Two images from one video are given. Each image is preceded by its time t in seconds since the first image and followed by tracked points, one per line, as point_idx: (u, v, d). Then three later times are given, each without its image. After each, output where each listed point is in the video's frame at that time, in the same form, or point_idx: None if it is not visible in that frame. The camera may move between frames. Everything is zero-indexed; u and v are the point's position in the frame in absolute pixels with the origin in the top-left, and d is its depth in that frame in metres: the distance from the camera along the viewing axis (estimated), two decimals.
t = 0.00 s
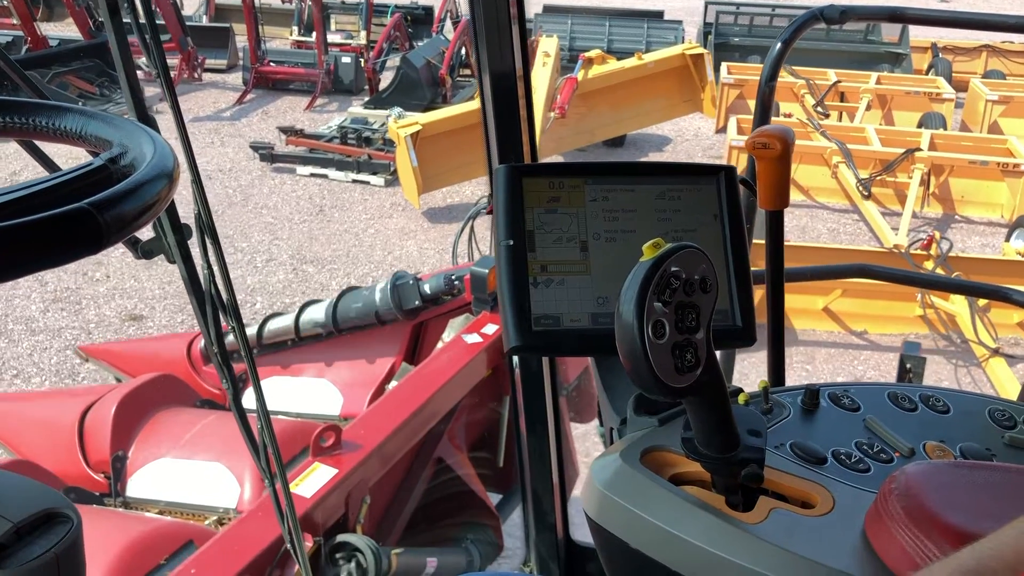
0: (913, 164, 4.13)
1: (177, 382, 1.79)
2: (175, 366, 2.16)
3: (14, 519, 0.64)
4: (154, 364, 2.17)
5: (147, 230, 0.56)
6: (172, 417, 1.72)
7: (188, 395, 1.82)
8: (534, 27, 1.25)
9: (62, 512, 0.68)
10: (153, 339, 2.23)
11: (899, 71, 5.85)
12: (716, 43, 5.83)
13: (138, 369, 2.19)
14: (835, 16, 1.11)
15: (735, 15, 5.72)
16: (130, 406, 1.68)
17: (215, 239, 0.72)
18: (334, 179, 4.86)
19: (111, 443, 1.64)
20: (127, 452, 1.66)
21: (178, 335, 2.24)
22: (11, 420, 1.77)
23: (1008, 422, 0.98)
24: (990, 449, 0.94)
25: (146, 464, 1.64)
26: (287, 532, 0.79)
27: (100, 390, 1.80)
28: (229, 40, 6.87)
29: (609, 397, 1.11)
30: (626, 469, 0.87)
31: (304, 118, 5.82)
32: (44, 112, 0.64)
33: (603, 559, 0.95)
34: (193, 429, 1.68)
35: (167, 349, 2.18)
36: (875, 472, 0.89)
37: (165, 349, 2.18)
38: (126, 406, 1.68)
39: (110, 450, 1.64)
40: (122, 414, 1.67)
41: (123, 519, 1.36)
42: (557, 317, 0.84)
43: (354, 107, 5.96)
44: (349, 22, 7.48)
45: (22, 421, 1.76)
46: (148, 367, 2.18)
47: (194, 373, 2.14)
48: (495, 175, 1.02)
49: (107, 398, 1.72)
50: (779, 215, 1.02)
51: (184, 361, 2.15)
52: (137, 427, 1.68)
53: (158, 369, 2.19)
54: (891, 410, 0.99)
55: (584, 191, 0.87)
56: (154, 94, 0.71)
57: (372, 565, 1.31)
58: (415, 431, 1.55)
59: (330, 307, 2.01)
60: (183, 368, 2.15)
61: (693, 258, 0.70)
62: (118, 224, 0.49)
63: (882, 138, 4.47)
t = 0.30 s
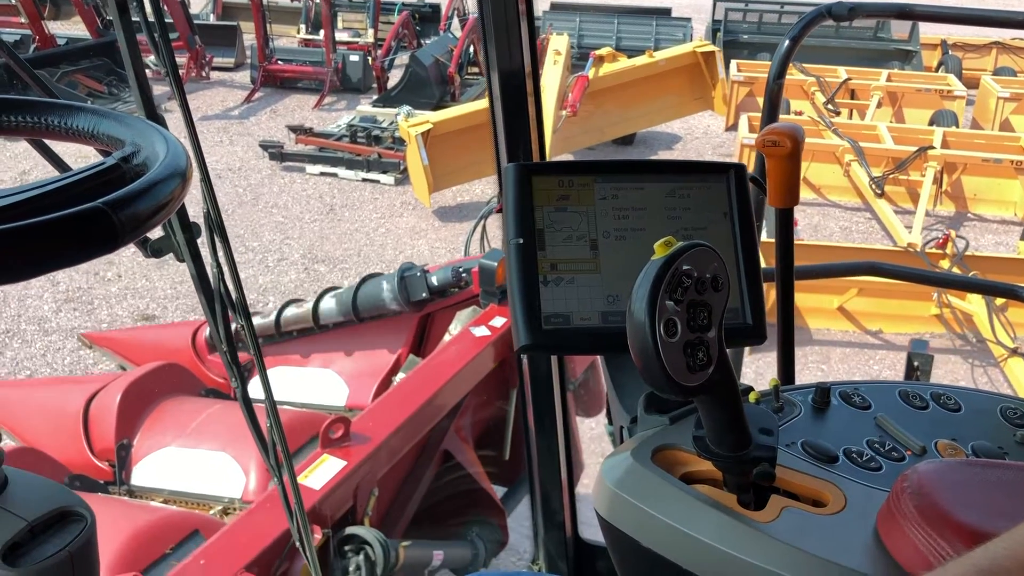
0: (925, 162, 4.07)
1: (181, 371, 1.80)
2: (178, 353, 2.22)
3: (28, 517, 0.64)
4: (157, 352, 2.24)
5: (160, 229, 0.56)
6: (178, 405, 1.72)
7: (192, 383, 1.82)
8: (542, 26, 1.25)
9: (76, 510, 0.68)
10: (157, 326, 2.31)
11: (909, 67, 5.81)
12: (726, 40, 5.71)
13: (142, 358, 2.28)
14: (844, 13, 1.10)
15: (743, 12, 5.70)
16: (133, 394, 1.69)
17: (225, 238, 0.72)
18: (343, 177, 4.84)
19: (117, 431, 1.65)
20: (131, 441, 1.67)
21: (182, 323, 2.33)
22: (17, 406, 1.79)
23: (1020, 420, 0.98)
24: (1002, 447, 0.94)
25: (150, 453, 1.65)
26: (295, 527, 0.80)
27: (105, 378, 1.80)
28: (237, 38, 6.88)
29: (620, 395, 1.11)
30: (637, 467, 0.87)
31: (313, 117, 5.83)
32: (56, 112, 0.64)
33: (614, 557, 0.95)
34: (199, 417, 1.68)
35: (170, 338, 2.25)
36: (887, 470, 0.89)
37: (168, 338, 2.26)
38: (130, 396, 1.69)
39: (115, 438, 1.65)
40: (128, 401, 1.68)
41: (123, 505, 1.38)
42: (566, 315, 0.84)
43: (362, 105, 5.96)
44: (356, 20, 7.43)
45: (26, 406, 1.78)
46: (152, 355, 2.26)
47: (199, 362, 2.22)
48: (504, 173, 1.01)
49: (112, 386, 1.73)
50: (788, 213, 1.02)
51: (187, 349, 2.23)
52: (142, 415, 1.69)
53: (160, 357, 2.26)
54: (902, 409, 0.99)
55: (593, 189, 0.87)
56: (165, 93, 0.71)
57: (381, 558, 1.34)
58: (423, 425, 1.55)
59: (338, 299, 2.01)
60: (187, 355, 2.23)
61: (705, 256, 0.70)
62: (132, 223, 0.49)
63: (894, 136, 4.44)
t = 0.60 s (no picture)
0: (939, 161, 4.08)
1: (189, 358, 1.81)
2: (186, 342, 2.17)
3: (42, 514, 0.65)
4: (165, 339, 2.19)
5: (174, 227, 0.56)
6: (184, 393, 1.73)
7: (199, 371, 1.83)
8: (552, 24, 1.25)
9: (90, 507, 0.69)
10: (166, 315, 2.25)
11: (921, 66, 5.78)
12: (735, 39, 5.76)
13: (149, 345, 2.22)
14: (851, 11, 1.10)
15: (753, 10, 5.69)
16: (140, 380, 1.70)
17: (236, 234, 0.72)
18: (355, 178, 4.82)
19: (123, 417, 1.66)
20: (137, 428, 1.68)
21: (189, 311, 2.26)
22: (25, 390, 1.81)
23: None
24: (1012, 447, 0.94)
25: (157, 441, 1.66)
26: (304, 523, 0.80)
27: (113, 365, 1.82)
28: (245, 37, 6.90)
29: (629, 392, 1.11)
30: (647, 465, 0.87)
31: (323, 116, 5.84)
32: (70, 110, 0.65)
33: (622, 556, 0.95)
34: (206, 405, 1.69)
35: (178, 326, 2.20)
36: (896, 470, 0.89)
37: (176, 324, 2.21)
38: (137, 381, 1.69)
39: (121, 425, 1.66)
40: (136, 387, 1.69)
41: (130, 493, 1.38)
42: (576, 313, 0.84)
43: (373, 104, 5.98)
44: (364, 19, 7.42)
45: (33, 394, 1.79)
46: (159, 343, 2.21)
47: (205, 350, 2.14)
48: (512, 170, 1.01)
49: (119, 373, 1.74)
50: (798, 211, 1.01)
51: (195, 337, 2.17)
52: (149, 402, 1.70)
53: (169, 345, 2.21)
54: (912, 408, 0.98)
55: (603, 187, 0.86)
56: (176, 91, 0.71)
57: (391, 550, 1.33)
58: (432, 418, 1.56)
59: (345, 290, 2.03)
60: (194, 344, 2.16)
61: (716, 255, 0.70)
62: (148, 222, 0.50)
63: (907, 136, 4.41)
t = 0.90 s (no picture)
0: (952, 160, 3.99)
1: (193, 354, 1.80)
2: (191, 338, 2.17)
3: (41, 510, 0.65)
4: (169, 336, 2.19)
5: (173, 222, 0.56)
6: (187, 389, 1.73)
7: (204, 368, 1.83)
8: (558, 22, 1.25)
9: (89, 504, 0.68)
10: (169, 310, 2.25)
11: (933, 64, 5.73)
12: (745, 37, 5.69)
13: (153, 341, 2.22)
14: (858, 8, 1.09)
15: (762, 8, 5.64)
16: (144, 376, 1.70)
17: (237, 231, 0.72)
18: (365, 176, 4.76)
19: (128, 413, 1.66)
20: (141, 424, 1.68)
21: (194, 306, 2.26)
22: (30, 385, 1.82)
23: None
24: (1018, 445, 0.93)
25: (160, 436, 1.66)
26: (306, 520, 0.80)
27: (117, 360, 1.82)
28: (254, 35, 6.90)
29: (632, 390, 1.11)
30: (650, 462, 0.86)
31: (332, 115, 5.84)
32: (70, 105, 0.65)
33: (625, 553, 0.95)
34: (210, 401, 1.69)
35: (182, 321, 2.20)
36: (901, 467, 0.88)
37: (180, 320, 2.21)
38: (140, 377, 1.70)
39: (124, 421, 1.66)
40: (140, 383, 1.69)
41: (134, 488, 1.38)
42: (579, 310, 0.84)
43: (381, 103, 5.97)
44: (372, 17, 7.40)
45: (37, 389, 1.80)
46: (163, 339, 2.21)
47: (209, 346, 2.14)
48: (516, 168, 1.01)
49: (123, 368, 1.74)
50: (802, 208, 1.01)
51: (199, 333, 2.16)
52: (153, 398, 1.70)
53: (173, 341, 2.21)
54: (917, 406, 0.98)
55: (607, 184, 0.86)
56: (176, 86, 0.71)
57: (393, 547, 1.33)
58: (435, 416, 1.55)
59: (347, 287, 2.02)
60: (198, 340, 2.16)
61: (720, 250, 0.70)
62: (145, 217, 0.49)
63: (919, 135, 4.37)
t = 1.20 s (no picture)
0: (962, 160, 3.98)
1: (194, 352, 1.81)
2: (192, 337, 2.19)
3: (46, 508, 0.65)
4: (171, 334, 2.20)
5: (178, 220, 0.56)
6: (189, 387, 1.73)
7: (205, 366, 1.83)
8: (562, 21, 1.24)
9: (94, 501, 0.69)
10: (169, 308, 2.26)
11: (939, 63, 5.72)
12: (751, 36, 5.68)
13: (155, 339, 2.24)
14: (861, 6, 1.09)
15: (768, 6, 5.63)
16: (146, 375, 1.70)
17: (241, 229, 0.72)
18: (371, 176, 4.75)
19: (130, 411, 1.67)
20: (142, 422, 1.68)
21: (195, 305, 2.27)
22: (32, 385, 1.82)
23: None
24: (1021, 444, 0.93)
25: (161, 435, 1.67)
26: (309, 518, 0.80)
27: (118, 359, 1.82)
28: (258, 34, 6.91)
29: (635, 390, 1.11)
30: (653, 461, 0.86)
31: (337, 114, 5.84)
32: (74, 104, 0.65)
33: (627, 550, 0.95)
34: (210, 400, 1.69)
35: (183, 320, 2.21)
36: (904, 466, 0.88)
37: (182, 319, 2.22)
38: (142, 376, 1.70)
39: (126, 419, 1.67)
40: (142, 382, 1.70)
41: (137, 486, 1.38)
42: (582, 309, 0.84)
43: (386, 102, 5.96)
44: (376, 15, 7.39)
45: (40, 387, 1.81)
46: (166, 337, 2.22)
47: (211, 344, 2.17)
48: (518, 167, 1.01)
49: (125, 367, 1.75)
50: (806, 207, 1.00)
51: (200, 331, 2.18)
52: (155, 397, 1.70)
53: (174, 339, 2.22)
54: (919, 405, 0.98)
55: (609, 183, 0.86)
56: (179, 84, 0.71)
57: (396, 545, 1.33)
58: (437, 414, 1.56)
59: (350, 286, 2.02)
60: (199, 338, 2.18)
61: (723, 250, 0.70)
62: (152, 216, 0.50)
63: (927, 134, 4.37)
